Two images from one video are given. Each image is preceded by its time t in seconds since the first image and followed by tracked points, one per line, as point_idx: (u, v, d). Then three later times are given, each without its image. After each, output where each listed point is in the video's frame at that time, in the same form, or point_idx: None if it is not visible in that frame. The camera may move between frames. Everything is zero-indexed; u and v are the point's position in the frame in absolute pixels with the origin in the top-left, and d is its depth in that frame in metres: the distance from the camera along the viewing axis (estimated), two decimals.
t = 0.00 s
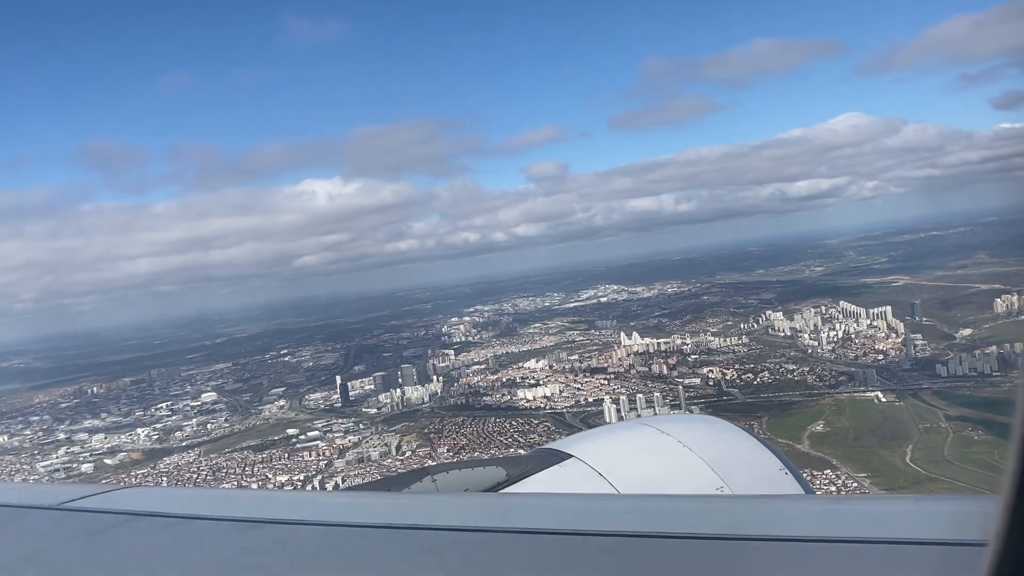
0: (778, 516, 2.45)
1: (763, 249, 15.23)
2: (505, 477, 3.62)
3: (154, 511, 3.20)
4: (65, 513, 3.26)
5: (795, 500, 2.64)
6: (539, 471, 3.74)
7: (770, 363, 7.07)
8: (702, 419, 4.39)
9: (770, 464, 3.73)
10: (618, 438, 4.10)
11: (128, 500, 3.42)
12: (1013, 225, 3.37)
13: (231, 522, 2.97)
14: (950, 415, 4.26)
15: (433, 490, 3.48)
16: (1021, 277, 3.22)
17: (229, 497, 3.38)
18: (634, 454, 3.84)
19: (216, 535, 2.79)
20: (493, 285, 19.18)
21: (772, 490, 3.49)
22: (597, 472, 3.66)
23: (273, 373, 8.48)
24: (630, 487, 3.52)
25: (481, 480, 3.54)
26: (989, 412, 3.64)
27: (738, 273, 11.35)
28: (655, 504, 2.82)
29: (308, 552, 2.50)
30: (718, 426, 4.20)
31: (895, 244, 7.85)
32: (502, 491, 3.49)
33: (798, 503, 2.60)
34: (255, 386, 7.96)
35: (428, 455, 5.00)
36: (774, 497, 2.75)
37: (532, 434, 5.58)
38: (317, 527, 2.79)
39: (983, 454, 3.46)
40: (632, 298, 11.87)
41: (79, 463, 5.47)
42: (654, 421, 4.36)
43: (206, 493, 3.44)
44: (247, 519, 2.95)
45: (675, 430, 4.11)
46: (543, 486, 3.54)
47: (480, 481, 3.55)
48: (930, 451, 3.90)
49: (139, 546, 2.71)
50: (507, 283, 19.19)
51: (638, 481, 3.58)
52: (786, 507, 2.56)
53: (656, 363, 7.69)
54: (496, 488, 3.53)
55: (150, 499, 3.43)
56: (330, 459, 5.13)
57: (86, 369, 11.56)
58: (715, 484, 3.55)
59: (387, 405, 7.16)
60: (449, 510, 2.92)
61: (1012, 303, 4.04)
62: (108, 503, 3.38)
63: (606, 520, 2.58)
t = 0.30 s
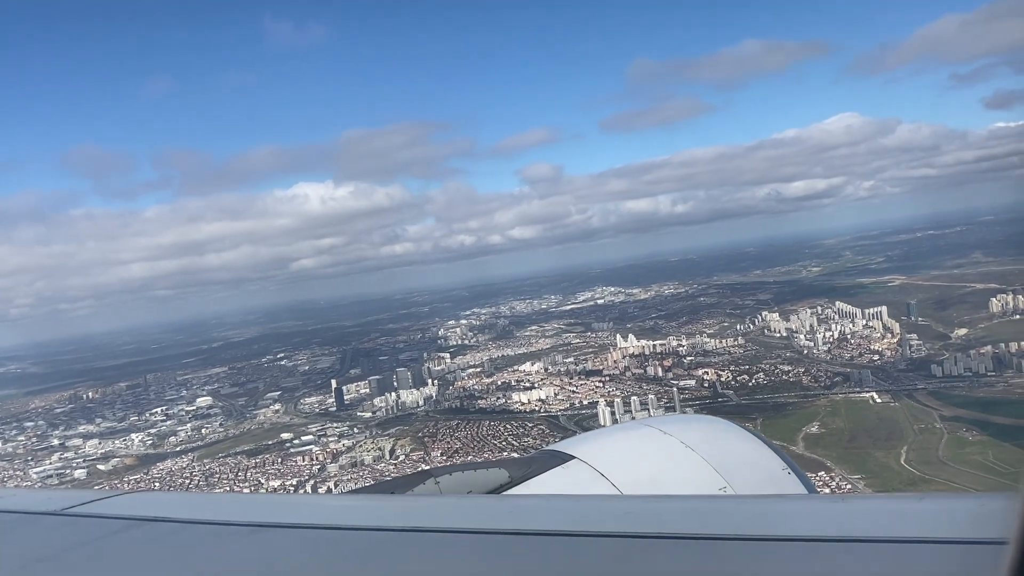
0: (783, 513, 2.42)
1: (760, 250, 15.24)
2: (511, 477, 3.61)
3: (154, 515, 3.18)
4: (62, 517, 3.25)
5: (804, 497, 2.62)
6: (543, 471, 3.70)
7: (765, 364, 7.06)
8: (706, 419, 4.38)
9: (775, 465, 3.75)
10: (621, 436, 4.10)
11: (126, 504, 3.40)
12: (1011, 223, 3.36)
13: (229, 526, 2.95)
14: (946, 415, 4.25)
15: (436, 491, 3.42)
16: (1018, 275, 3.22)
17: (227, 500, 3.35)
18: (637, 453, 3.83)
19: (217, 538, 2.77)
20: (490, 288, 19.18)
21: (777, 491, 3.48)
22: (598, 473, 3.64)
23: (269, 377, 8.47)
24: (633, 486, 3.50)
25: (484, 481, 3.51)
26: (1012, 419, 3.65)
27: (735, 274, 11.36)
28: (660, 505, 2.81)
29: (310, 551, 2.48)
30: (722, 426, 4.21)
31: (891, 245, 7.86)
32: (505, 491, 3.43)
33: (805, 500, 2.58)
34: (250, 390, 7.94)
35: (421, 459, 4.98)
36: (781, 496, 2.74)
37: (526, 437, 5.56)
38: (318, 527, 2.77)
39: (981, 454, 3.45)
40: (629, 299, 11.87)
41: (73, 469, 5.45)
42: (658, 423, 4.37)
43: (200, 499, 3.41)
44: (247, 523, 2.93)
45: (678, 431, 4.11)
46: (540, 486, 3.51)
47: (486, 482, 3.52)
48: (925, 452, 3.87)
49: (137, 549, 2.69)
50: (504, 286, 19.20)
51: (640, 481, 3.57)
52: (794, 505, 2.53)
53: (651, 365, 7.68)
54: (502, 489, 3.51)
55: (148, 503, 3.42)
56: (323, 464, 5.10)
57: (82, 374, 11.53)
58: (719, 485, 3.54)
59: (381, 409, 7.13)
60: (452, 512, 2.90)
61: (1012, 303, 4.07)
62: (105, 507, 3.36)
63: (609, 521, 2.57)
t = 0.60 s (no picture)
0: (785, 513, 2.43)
1: (758, 255, 15.25)
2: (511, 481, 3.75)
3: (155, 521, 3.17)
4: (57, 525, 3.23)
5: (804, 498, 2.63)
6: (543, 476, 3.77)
7: (762, 370, 7.03)
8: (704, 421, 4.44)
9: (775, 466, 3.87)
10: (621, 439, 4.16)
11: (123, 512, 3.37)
12: (1011, 226, 3.33)
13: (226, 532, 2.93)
14: (942, 421, 4.22)
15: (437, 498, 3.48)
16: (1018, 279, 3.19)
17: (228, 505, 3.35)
18: (639, 457, 3.90)
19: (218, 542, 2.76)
20: (489, 294, 19.18)
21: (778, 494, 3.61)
22: (601, 477, 3.70)
23: (265, 386, 8.44)
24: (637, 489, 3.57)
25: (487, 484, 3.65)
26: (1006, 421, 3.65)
27: (732, 279, 11.35)
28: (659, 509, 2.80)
29: (311, 554, 2.47)
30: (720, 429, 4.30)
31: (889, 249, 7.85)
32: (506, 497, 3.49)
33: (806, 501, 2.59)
34: (246, 399, 7.91)
35: (414, 469, 4.94)
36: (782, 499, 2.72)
37: (521, 445, 5.53)
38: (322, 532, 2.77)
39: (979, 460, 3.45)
40: (626, 305, 11.86)
41: (65, 480, 5.41)
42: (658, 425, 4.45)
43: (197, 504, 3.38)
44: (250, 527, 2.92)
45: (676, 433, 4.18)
46: (540, 496, 3.51)
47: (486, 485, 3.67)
48: (921, 458, 3.84)
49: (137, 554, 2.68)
50: (502, 292, 19.17)
51: (643, 484, 3.65)
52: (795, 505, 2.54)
53: (648, 371, 7.67)
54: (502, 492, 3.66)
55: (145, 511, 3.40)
56: (316, 474, 5.06)
57: (78, 383, 11.50)
58: (721, 488, 3.65)
59: (376, 417, 7.10)
60: (451, 516, 2.89)
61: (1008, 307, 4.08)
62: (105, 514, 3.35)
63: (609, 525, 2.55)
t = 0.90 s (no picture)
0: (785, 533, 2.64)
1: (757, 262, 15.19)
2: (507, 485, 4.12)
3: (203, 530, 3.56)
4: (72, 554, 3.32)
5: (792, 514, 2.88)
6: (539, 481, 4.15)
7: (759, 378, 7.01)
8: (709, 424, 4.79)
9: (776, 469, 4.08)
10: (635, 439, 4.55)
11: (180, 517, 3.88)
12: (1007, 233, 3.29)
13: (264, 545, 3.27)
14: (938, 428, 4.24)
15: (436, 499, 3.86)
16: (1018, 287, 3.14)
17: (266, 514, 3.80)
18: (642, 458, 4.23)
19: (264, 548, 3.15)
20: (487, 302, 19.10)
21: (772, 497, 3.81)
22: (600, 483, 3.97)
23: (260, 396, 8.39)
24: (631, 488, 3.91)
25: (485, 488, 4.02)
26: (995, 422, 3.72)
27: (731, 286, 11.31)
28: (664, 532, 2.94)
29: (316, 558, 2.91)
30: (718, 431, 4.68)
31: (887, 255, 7.82)
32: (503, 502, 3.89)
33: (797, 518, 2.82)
34: (242, 409, 7.88)
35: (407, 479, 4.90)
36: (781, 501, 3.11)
37: (516, 455, 5.50)
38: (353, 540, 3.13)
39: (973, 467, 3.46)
40: (624, 313, 11.82)
41: (58, 492, 5.36)
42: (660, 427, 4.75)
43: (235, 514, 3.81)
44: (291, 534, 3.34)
45: (681, 435, 4.51)
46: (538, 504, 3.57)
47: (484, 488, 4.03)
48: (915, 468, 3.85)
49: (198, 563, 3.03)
50: (500, 300, 19.13)
51: (640, 483, 3.99)
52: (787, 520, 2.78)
53: (645, 380, 7.66)
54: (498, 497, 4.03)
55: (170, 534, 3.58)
56: (308, 485, 5.00)
57: (74, 394, 11.44)
58: (720, 491, 3.88)
59: (371, 427, 7.06)
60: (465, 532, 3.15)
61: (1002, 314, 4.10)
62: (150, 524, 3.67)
63: (632, 525, 2.90)
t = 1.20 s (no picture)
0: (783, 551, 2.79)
1: (756, 269, 15.16)
2: (502, 489, 4.46)
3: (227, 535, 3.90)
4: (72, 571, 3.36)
5: (785, 530, 3.07)
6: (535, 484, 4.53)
7: (755, 387, 6.99)
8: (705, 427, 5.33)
9: (771, 472, 4.39)
10: (633, 445, 5.01)
11: (205, 522, 4.21)
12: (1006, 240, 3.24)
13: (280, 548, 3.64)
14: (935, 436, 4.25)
15: (433, 502, 4.29)
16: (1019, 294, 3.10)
17: (287, 517, 4.16)
18: (637, 464, 4.63)
19: (286, 551, 3.49)
20: (486, 310, 19.06)
21: (765, 496, 4.14)
22: (596, 485, 4.40)
23: (256, 406, 8.37)
24: (625, 490, 4.33)
25: (481, 492, 4.38)
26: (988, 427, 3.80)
27: (729, 293, 11.29)
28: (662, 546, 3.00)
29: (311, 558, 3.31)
30: (710, 433, 5.10)
31: (885, 262, 7.79)
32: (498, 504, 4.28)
33: (792, 535, 3.00)
34: (238, 419, 7.85)
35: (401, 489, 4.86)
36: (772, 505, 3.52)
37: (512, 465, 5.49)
38: (367, 544, 3.47)
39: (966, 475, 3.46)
40: (622, 320, 11.80)
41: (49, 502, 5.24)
42: (657, 434, 5.19)
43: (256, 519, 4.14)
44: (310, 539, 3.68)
45: (681, 442, 4.91)
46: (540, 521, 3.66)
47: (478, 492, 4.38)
48: (912, 477, 3.85)
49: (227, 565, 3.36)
50: (499, 308, 19.09)
51: (633, 485, 4.39)
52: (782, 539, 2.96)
53: (641, 389, 7.65)
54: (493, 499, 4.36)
55: (169, 551, 3.61)
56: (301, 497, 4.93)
57: (70, 404, 11.39)
58: (716, 493, 4.20)
59: (366, 437, 7.03)
60: (472, 536, 3.49)
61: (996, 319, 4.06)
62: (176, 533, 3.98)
63: (646, 530, 3.29)
